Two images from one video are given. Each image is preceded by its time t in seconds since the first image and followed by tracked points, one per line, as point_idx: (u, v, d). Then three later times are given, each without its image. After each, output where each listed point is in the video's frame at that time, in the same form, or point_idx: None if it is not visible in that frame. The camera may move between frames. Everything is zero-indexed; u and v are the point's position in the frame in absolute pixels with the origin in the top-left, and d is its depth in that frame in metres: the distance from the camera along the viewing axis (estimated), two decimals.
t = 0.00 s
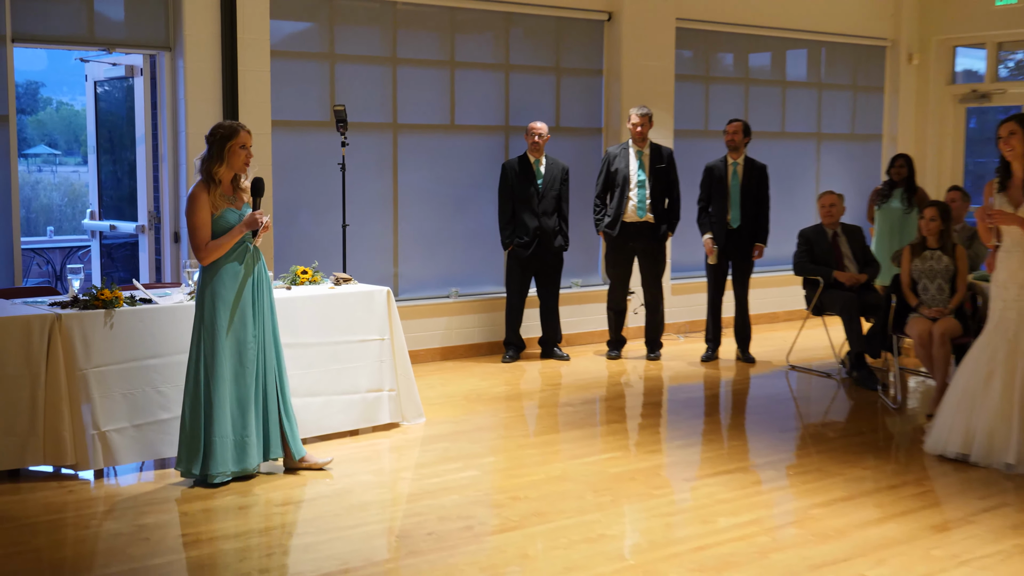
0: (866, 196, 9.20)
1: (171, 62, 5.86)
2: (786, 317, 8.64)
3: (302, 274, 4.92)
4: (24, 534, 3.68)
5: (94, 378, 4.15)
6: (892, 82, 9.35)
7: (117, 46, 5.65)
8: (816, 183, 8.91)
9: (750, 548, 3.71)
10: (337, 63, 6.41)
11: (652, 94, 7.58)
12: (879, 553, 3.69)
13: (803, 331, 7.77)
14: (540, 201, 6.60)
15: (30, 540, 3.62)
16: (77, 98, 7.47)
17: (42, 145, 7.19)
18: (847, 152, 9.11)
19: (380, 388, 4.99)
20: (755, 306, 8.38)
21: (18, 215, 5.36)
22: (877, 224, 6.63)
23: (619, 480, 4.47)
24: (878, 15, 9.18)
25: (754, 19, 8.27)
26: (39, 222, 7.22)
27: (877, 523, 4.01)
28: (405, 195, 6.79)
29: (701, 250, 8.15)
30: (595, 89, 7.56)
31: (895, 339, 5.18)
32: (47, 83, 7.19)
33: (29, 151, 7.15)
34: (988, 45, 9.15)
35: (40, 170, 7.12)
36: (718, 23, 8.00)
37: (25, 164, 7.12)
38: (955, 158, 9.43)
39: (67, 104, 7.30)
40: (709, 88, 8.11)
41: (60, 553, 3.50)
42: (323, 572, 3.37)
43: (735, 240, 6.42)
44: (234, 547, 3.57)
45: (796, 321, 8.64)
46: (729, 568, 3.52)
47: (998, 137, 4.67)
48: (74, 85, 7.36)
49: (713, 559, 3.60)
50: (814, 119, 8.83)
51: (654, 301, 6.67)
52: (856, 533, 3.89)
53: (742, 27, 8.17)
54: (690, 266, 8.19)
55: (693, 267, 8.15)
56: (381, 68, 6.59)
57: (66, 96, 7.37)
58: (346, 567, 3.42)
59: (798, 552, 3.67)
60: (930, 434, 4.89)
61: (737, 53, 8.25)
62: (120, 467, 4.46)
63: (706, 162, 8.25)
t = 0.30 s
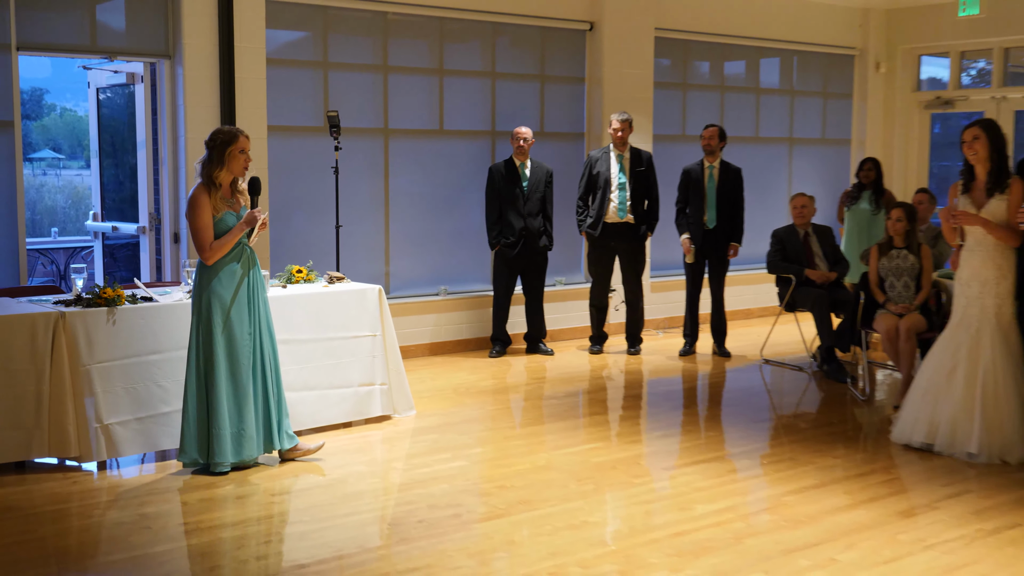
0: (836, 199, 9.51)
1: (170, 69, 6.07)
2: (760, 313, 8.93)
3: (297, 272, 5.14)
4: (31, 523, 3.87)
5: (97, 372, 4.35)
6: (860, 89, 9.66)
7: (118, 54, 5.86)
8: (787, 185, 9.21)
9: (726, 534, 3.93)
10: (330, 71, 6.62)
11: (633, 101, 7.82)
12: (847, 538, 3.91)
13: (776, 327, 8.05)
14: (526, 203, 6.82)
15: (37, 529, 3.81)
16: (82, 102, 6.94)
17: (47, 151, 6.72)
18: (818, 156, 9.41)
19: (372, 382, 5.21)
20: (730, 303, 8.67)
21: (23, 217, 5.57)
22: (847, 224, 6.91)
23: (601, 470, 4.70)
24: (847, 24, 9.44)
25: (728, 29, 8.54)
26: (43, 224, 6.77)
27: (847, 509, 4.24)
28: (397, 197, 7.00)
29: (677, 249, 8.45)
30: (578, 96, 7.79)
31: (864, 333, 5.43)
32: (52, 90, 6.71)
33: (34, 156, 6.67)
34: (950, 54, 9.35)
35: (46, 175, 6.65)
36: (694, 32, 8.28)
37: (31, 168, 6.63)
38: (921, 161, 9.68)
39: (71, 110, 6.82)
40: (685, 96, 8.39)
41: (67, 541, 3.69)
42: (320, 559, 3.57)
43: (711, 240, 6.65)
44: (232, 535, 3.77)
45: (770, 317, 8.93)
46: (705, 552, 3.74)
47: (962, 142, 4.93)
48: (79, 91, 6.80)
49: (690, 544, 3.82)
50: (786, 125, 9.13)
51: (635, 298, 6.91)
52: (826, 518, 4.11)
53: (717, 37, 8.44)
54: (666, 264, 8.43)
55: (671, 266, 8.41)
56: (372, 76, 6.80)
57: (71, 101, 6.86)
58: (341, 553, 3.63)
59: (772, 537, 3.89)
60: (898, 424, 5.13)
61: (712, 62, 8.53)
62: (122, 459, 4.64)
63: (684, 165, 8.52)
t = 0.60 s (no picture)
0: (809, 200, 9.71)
1: (159, 72, 6.17)
2: (736, 310, 9.12)
3: (284, 271, 5.25)
4: (24, 517, 3.97)
5: (87, 369, 4.45)
6: (831, 92, 9.83)
7: (108, 57, 5.96)
8: (762, 186, 9.40)
9: (702, 524, 4.05)
10: (316, 74, 6.73)
11: (612, 104, 7.99)
12: (818, 528, 4.03)
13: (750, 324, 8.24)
14: (508, 202, 6.95)
15: (30, 523, 3.91)
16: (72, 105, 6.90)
17: (39, 152, 6.64)
18: (792, 157, 9.61)
19: (358, 378, 5.33)
20: (705, 300, 8.86)
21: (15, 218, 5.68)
22: (820, 223, 7.11)
23: (581, 462, 4.83)
24: (819, 29, 9.63)
25: (704, 34, 8.72)
26: (34, 224, 6.77)
27: (820, 500, 4.37)
28: (381, 197, 7.12)
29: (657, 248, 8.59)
30: (558, 98, 7.93)
31: (835, 329, 5.58)
32: (42, 93, 6.58)
33: (24, 158, 6.57)
34: (920, 58, 9.56)
35: (36, 176, 6.63)
36: (672, 36, 8.44)
37: (21, 170, 6.59)
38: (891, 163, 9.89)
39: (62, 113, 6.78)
40: (663, 99, 8.55)
41: (59, 535, 3.78)
42: (307, 551, 3.68)
43: (688, 239, 6.82)
44: (220, 528, 3.88)
45: (745, 314, 9.12)
46: (682, 542, 3.86)
47: (932, 144, 5.01)
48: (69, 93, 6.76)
49: (668, 534, 3.94)
50: (761, 128, 9.31)
51: (614, 296, 7.06)
52: (799, 509, 4.24)
53: (693, 41, 8.61)
54: (645, 263, 8.60)
55: (650, 264, 8.58)
56: (357, 79, 6.91)
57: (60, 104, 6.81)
58: (328, 545, 3.75)
59: (747, 527, 4.02)
60: (871, 417, 5.24)
61: (689, 65, 8.70)
62: (112, 455, 4.74)
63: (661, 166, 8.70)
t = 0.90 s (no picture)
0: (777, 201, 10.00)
1: (148, 78, 6.36)
2: (706, 308, 9.40)
3: (270, 271, 5.42)
4: (17, 511, 4.06)
5: (78, 366, 4.61)
6: (796, 99, 10.12)
7: (98, 63, 6.13)
8: (731, 187, 9.68)
9: (673, 514, 4.04)
10: (300, 80, 6.91)
11: (586, 109, 8.24)
12: (784, 517, 4.00)
13: (720, 321, 8.51)
14: (487, 204, 7.15)
15: (22, 516, 4.00)
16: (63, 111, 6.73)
17: (30, 156, 6.49)
18: (760, 161, 9.91)
19: (341, 374, 5.50)
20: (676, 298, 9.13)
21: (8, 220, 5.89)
22: (787, 223, 7.43)
23: (557, 455, 4.92)
24: (785, 37, 9.88)
25: (675, 41, 8.97)
26: (27, 226, 6.50)
27: (787, 490, 4.35)
28: (364, 200, 7.31)
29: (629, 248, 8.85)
30: (535, 103, 8.14)
31: (801, 325, 5.87)
32: (34, 99, 6.50)
33: (16, 161, 6.41)
34: (881, 65, 9.84)
35: (29, 179, 6.43)
36: (645, 44, 8.70)
37: (13, 172, 6.39)
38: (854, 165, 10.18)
39: (52, 118, 6.60)
40: (636, 104, 8.83)
41: (51, 527, 3.88)
42: (292, 541, 3.75)
43: (660, 238, 7.08)
44: (207, 520, 3.97)
45: (714, 311, 9.40)
46: (656, 531, 3.84)
47: (896, 146, 4.94)
48: (60, 99, 6.66)
49: (641, 524, 3.92)
50: (729, 131, 9.59)
51: (590, 293, 7.33)
52: (768, 498, 4.22)
53: (665, 48, 8.88)
54: (619, 262, 8.86)
55: (622, 264, 8.83)
56: (340, 84, 7.09)
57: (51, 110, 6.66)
58: (313, 536, 3.80)
59: (716, 516, 4.00)
60: (837, 409, 5.25)
61: (660, 72, 8.98)
62: (103, 449, 4.89)
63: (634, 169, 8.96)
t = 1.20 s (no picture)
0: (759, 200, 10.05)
1: (130, 77, 6.37)
2: (688, 306, 9.43)
3: (252, 270, 5.41)
4: None
5: (59, 367, 4.56)
6: (778, 98, 10.16)
7: (79, 62, 6.13)
8: (713, 185, 9.72)
9: (657, 511, 4.03)
10: (283, 79, 6.90)
11: (569, 108, 8.26)
12: (769, 514, 4.00)
13: (703, 318, 8.56)
14: (470, 203, 7.16)
15: (3, 517, 3.94)
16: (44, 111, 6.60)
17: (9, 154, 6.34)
18: (742, 159, 9.95)
19: (324, 373, 5.50)
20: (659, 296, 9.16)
21: None
22: (770, 222, 7.48)
23: (541, 453, 4.89)
24: (765, 37, 9.93)
25: (657, 40, 9.00)
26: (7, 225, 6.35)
27: (769, 486, 4.35)
28: (347, 199, 7.30)
29: (612, 246, 8.87)
30: (517, 102, 8.17)
31: (783, 323, 5.96)
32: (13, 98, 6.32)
33: None
34: (863, 64, 9.90)
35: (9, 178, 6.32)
36: (626, 44, 8.73)
37: None
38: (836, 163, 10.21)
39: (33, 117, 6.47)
40: (618, 102, 8.86)
41: (33, 527, 3.82)
42: (275, 541, 3.69)
43: (643, 237, 7.11)
44: (193, 520, 3.90)
45: (697, 310, 9.43)
46: (638, 529, 3.83)
47: (875, 145, 4.95)
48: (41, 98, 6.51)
49: (624, 522, 3.91)
50: (711, 130, 9.63)
51: (572, 292, 7.37)
52: (751, 496, 4.22)
53: (647, 47, 8.91)
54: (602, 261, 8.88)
55: (606, 262, 8.85)
56: (323, 83, 7.09)
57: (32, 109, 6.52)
58: (297, 535, 3.75)
59: (700, 514, 4.00)
60: (818, 407, 5.26)
61: (642, 71, 9.02)
62: (85, 450, 4.84)
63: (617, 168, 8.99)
